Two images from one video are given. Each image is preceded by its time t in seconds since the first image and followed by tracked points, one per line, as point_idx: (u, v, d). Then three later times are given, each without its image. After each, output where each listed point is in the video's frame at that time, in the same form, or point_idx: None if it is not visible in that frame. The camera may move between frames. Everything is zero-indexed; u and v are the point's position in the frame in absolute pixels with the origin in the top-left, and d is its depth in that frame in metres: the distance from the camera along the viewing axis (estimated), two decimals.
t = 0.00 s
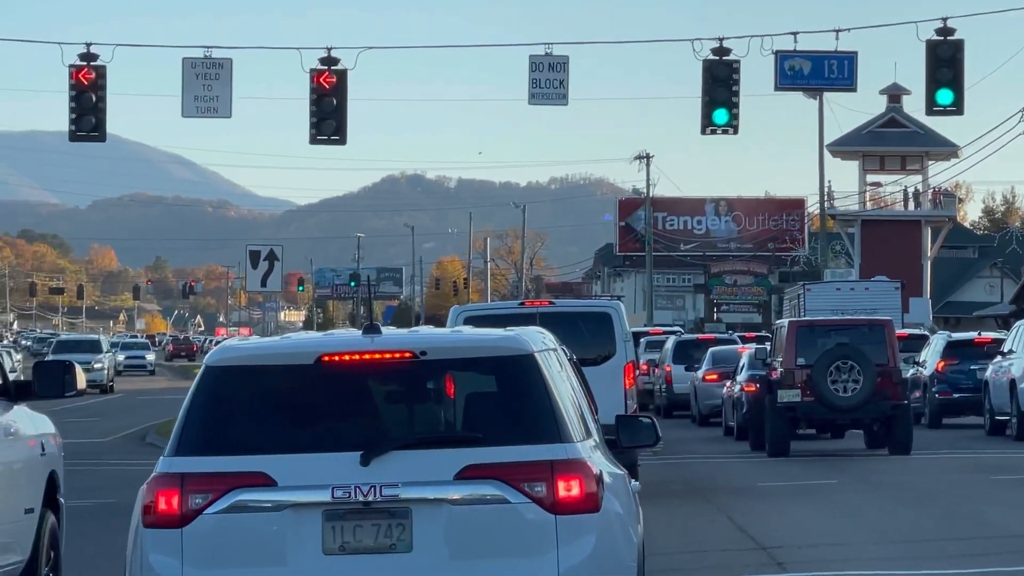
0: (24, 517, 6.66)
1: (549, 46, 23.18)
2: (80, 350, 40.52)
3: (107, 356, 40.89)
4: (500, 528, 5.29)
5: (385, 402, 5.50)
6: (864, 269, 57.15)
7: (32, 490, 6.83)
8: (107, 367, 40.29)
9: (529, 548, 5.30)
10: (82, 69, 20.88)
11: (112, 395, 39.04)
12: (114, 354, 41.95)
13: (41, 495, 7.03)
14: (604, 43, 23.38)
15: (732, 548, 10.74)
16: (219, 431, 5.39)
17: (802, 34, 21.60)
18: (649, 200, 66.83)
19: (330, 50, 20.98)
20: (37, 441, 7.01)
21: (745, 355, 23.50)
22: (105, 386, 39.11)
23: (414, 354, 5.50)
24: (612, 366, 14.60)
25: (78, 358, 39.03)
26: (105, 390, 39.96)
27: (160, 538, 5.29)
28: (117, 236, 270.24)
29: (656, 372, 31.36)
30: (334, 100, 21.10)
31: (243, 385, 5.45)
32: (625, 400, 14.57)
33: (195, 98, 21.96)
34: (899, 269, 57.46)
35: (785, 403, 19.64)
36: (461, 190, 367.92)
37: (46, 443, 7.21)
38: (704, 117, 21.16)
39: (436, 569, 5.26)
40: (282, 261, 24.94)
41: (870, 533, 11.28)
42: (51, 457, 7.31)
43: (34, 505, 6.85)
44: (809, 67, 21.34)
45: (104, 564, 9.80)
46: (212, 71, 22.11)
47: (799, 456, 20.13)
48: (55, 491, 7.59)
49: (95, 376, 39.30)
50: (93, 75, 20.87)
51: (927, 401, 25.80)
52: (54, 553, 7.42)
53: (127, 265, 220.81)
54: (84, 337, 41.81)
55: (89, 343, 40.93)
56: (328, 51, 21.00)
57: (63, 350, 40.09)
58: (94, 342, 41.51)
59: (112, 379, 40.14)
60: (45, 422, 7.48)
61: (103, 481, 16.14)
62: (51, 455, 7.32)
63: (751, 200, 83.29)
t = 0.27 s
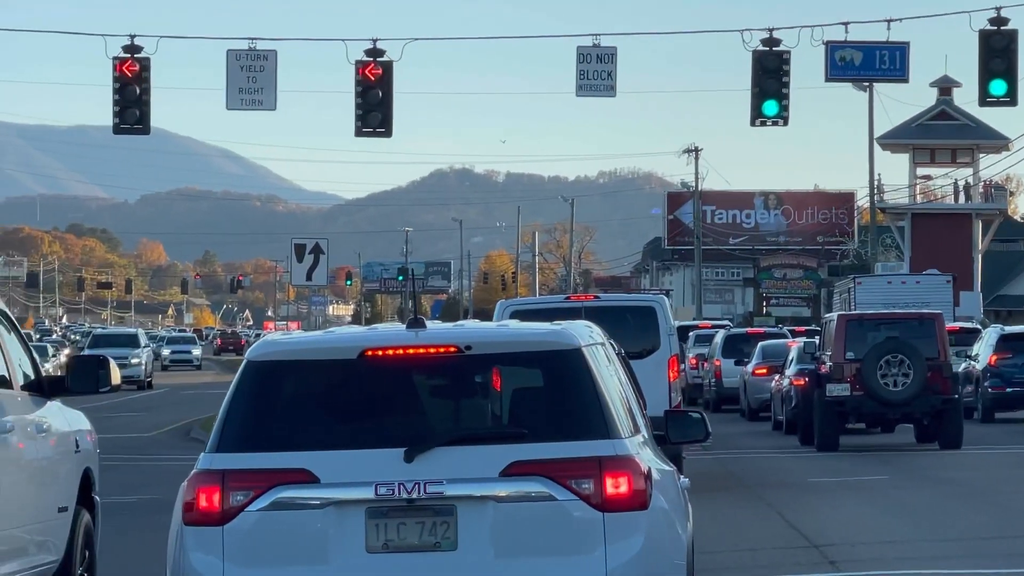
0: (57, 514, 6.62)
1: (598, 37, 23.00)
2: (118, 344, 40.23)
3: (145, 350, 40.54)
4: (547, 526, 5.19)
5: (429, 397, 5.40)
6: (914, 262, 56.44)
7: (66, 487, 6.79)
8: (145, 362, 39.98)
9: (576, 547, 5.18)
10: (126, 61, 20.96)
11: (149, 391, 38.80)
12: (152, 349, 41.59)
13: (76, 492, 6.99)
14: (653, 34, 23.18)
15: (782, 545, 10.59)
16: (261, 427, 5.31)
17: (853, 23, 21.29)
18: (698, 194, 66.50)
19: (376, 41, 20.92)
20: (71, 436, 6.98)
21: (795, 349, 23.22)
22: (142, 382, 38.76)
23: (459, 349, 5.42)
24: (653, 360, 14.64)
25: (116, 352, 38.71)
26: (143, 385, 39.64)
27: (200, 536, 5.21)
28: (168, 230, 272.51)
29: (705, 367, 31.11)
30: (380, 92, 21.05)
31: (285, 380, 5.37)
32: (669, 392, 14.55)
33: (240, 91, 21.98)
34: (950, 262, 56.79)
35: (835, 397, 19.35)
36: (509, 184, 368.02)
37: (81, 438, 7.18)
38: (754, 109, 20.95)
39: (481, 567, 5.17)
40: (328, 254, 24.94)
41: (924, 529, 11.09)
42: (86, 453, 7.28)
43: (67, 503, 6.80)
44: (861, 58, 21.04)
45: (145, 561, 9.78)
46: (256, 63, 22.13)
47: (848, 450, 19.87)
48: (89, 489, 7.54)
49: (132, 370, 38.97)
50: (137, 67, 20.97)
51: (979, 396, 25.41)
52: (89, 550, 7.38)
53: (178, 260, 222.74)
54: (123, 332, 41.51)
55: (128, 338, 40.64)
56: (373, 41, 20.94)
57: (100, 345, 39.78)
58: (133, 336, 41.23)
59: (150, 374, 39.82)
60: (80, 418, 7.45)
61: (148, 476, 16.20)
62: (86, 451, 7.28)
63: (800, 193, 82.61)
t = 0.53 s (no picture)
0: (89, 513, 6.58)
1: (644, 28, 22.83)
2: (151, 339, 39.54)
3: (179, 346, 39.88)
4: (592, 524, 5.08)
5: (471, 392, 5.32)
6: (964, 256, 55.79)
7: (98, 486, 6.75)
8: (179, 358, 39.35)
9: (621, 547, 5.07)
10: (168, 54, 21.03)
11: (184, 388, 38.25)
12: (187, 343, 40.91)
13: (107, 491, 6.97)
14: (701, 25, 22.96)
15: (831, 543, 10.43)
16: (300, 423, 5.22)
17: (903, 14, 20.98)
18: (745, 189, 66.05)
19: (420, 34, 20.86)
20: (103, 433, 6.94)
21: (843, 343, 22.92)
22: (176, 379, 38.11)
23: (501, 344, 5.30)
24: (696, 354, 14.61)
25: (150, 347, 38.04)
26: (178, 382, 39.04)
27: (238, 536, 5.13)
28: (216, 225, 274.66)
29: (752, 362, 30.83)
30: (424, 85, 20.99)
31: (325, 376, 5.28)
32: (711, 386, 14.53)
33: (283, 84, 22.00)
34: (1000, 257, 56.01)
35: (882, 392, 19.06)
36: (555, 178, 367.38)
37: (114, 436, 7.17)
38: (802, 101, 20.69)
39: (524, 566, 5.06)
40: (372, 249, 24.93)
41: (976, 528, 10.88)
42: (118, 451, 7.26)
43: (100, 502, 6.78)
44: (910, 49, 20.75)
45: (183, 559, 9.75)
46: (300, 56, 22.13)
47: (896, 446, 19.60)
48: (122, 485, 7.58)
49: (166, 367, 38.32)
50: (179, 60, 21.02)
51: None
52: (122, 550, 7.36)
53: (225, 255, 224.25)
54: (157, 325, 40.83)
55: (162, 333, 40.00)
56: (417, 35, 20.88)
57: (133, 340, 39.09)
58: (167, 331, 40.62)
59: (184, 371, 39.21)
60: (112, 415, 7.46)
61: (192, 472, 16.25)
62: (118, 448, 7.27)
63: (849, 187, 81.97)
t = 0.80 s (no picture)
0: (118, 514, 6.55)
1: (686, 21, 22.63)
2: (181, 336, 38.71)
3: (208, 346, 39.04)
4: (638, 523, 4.97)
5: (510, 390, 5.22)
6: (1009, 251, 55.06)
7: (127, 486, 6.73)
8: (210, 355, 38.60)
9: (664, 547, 4.95)
10: (208, 48, 21.07)
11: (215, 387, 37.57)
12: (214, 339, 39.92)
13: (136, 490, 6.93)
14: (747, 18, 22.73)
15: (877, 544, 10.25)
16: (334, 420, 5.14)
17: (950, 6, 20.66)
18: (789, 184, 65.60)
19: (461, 28, 20.76)
20: (131, 431, 6.92)
21: (887, 339, 22.60)
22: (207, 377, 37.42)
23: (541, 340, 5.19)
24: (739, 350, 15.34)
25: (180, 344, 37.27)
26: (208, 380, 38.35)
27: (271, 538, 5.05)
28: (260, 221, 276.47)
29: (797, 357, 30.54)
30: (465, 79, 20.89)
31: (362, 370, 5.21)
32: (753, 380, 15.22)
33: (324, 78, 21.98)
34: None
35: (927, 388, 18.81)
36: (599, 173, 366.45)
37: (141, 433, 7.14)
38: (847, 95, 20.48)
39: (563, 565, 4.95)
40: (414, 244, 24.91)
41: None
42: (147, 450, 7.25)
43: (129, 502, 6.75)
44: (957, 42, 20.44)
45: (216, 558, 9.73)
46: (340, 50, 22.11)
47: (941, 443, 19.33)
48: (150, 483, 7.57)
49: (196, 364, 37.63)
50: (219, 55, 21.06)
51: None
52: (152, 549, 7.34)
53: (269, 251, 225.55)
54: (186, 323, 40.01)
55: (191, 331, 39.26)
56: (459, 28, 20.78)
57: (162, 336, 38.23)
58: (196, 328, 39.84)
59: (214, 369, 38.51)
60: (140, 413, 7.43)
61: (232, 469, 16.29)
62: (146, 446, 7.26)
63: (894, 182, 81.18)
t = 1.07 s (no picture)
0: (142, 516, 6.50)
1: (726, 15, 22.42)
2: (206, 335, 37.32)
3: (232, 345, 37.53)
4: (677, 526, 4.84)
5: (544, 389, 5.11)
6: None
7: (151, 486, 6.68)
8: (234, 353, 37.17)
9: (703, 552, 4.83)
10: (244, 43, 21.08)
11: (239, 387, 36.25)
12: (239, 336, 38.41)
13: (162, 491, 6.89)
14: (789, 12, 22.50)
15: (919, 545, 10.06)
16: (364, 422, 5.05)
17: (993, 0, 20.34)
18: (830, 181, 65.15)
19: (499, 23, 20.67)
20: (156, 430, 6.87)
21: (928, 336, 22.33)
22: (231, 377, 36.07)
23: (576, 339, 5.08)
24: (779, 348, 15.37)
25: (203, 344, 35.81)
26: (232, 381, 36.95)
27: (300, 540, 4.96)
28: (301, 219, 278.12)
29: (838, 355, 30.23)
30: (503, 74, 20.80)
31: (394, 367, 5.11)
32: (792, 378, 15.25)
33: (360, 73, 21.95)
34: None
35: (967, 386, 18.57)
36: (639, 171, 365.41)
37: (167, 432, 7.10)
38: (888, 90, 20.21)
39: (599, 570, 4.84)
40: (451, 241, 24.83)
41: None
42: (172, 449, 7.21)
43: (154, 504, 6.71)
44: (1001, 37, 20.11)
45: (245, 559, 9.68)
46: (377, 45, 22.08)
47: (983, 442, 19.04)
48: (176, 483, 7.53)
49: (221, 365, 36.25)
50: (255, 50, 21.07)
51: None
52: (178, 550, 7.30)
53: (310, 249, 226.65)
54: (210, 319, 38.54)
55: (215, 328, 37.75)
56: (497, 23, 20.68)
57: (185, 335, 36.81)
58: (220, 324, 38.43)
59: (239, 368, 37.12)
60: (165, 412, 7.37)
61: (267, 467, 16.30)
62: (172, 446, 7.21)
63: (935, 179, 80.55)
